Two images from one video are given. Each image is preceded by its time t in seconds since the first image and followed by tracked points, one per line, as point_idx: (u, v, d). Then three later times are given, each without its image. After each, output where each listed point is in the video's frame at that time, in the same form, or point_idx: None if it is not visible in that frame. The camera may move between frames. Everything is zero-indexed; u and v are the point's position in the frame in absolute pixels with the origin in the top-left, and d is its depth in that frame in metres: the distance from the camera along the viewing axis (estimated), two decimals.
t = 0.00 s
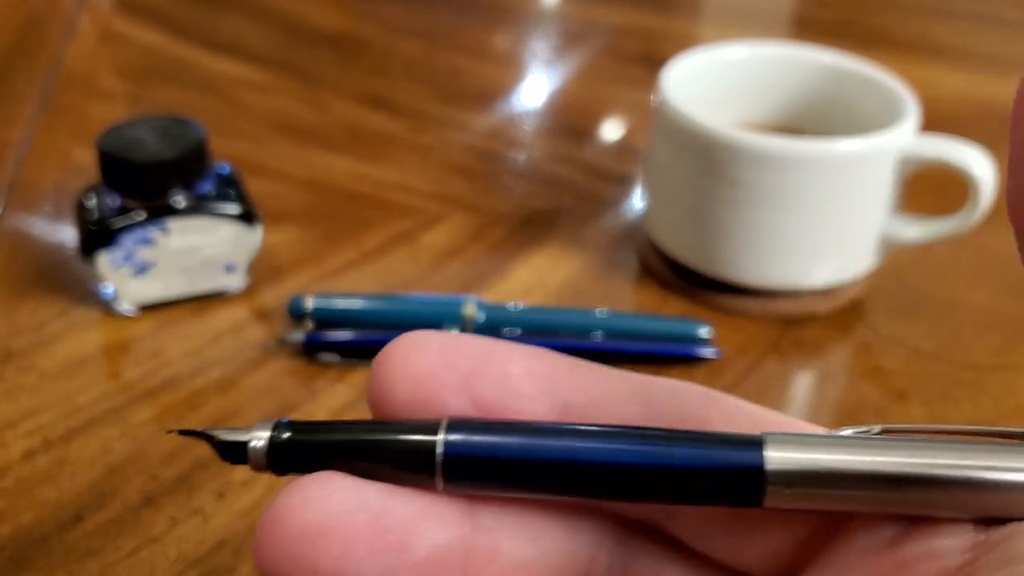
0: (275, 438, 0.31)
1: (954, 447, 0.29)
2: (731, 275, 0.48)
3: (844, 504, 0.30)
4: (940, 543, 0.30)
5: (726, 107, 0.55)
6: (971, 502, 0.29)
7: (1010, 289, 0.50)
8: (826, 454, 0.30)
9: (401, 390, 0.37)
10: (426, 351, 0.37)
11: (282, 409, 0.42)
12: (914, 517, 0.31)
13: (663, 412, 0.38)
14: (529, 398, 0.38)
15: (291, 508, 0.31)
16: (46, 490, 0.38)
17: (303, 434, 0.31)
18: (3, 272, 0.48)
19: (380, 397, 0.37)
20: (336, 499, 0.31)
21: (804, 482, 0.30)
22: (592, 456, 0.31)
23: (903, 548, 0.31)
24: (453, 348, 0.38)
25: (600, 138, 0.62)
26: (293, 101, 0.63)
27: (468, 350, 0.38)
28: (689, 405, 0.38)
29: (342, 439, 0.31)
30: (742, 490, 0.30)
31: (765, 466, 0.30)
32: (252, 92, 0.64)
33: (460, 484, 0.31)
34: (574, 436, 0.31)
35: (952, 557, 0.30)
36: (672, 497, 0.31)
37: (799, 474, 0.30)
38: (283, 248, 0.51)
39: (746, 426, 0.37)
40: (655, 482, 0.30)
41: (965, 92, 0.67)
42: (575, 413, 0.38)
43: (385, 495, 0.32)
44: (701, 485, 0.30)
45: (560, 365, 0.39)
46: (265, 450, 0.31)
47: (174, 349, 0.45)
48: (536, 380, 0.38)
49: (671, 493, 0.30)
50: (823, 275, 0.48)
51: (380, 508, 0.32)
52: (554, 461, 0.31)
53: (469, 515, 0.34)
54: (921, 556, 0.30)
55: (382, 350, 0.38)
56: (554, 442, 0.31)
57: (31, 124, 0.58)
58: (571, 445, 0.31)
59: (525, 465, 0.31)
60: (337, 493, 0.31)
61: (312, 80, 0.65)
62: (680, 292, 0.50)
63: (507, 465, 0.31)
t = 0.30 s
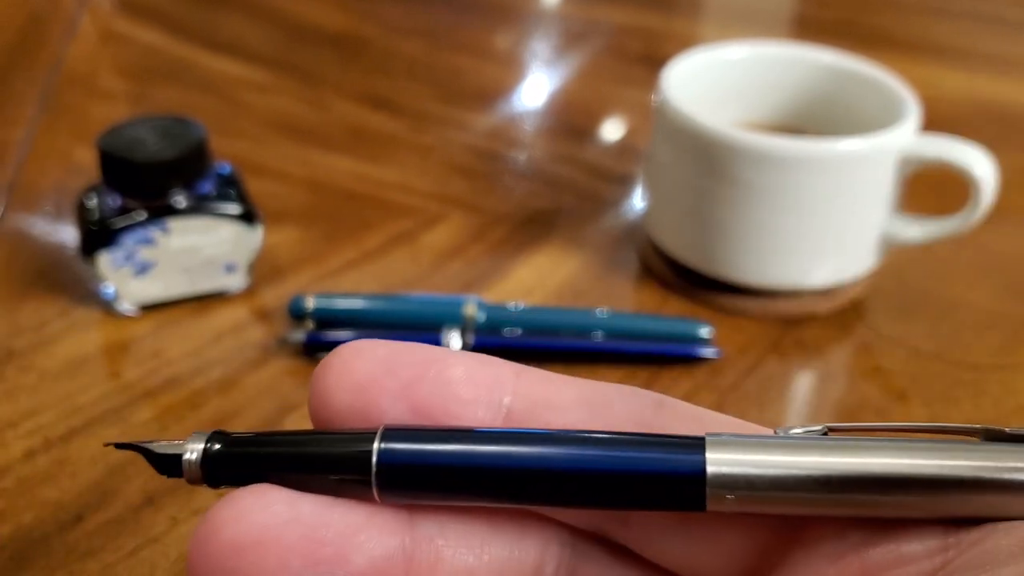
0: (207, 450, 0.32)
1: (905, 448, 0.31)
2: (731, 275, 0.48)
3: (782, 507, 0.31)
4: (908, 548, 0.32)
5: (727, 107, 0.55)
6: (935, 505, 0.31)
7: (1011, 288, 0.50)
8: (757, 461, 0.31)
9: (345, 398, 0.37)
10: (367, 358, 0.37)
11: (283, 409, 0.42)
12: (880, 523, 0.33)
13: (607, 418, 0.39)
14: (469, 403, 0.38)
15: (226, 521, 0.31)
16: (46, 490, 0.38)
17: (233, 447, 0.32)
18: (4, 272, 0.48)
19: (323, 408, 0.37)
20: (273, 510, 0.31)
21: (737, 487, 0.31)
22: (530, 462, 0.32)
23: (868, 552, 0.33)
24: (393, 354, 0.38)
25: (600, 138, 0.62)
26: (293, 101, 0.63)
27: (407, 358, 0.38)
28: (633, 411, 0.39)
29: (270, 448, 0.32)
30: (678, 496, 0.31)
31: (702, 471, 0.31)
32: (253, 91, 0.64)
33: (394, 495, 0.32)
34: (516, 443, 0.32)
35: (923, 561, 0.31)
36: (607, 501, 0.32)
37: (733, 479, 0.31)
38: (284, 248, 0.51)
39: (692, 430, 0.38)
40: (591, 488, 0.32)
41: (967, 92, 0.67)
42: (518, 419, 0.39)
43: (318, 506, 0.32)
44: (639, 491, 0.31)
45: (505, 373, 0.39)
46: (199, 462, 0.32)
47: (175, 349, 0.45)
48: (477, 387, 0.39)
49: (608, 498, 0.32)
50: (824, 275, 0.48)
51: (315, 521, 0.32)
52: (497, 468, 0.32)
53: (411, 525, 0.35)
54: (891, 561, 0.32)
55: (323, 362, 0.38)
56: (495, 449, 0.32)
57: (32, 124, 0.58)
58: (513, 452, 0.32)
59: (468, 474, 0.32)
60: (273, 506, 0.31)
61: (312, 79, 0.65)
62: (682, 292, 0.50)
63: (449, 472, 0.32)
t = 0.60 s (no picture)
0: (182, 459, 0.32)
1: (889, 452, 0.31)
2: (731, 275, 0.48)
3: (760, 512, 0.31)
4: (893, 552, 0.32)
5: (727, 107, 0.55)
6: (923, 509, 0.30)
7: (1012, 289, 0.50)
8: (732, 466, 0.31)
9: (321, 404, 0.37)
10: (341, 363, 0.37)
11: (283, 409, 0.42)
12: (865, 527, 0.33)
13: (587, 420, 0.39)
14: (445, 406, 0.38)
15: (206, 530, 0.31)
16: (46, 490, 0.38)
17: (207, 455, 0.32)
18: (5, 272, 0.48)
19: (300, 414, 0.37)
20: (251, 521, 0.32)
21: (713, 493, 0.31)
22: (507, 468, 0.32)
23: (853, 557, 0.33)
24: (367, 358, 0.38)
25: (601, 138, 0.62)
26: (293, 100, 0.63)
27: (382, 361, 0.38)
28: (614, 412, 0.39)
29: (242, 457, 0.32)
30: (655, 500, 0.31)
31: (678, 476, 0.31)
32: (253, 91, 0.64)
33: (370, 505, 0.33)
34: (490, 449, 0.32)
35: (910, 564, 0.32)
36: (585, 507, 0.32)
37: (709, 485, 0.31)
38: (284, 248, 0.51)
39: (673, 430, 0.38)
40: (567, 493, 0.32)
41: (969, 92, 0.67)
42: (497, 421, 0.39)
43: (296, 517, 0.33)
44: (625, 495, 0.32)
45: (483, 375, 0.39)
46: (174, 472, 0.32)
47: (175, 349, 0.45)
48: (453, 390, 0.38)
49: (586, 503, 0.32)
50: (824, 275, 0.48)
51: (292, 531, 0.33)
52: (472, 476, 0.32)
53: (389, 534, 0.35)
54: (878, 565, 0.33)
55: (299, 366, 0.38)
56: (469, 455, 0.32)
57: (32, 124, 0.58)
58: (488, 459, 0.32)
59: (449, 480, 0.32)
60: (249, 516, 0.32)
61: (312, 79, 0.65)
62: (682, 291, 0.50)
63: (425, 479, 0.32)
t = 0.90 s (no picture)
0: (255, 461, 0.33)
1: (893, 450, 0.31)
2: (731, 276, 0.48)
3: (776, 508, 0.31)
4: (895, 543, 0.32)
5: (727, 107, 0.55)
6: (921, 504, 0.30)
7: (1013, 288, 0.50)
8: (746, 464, 0.31)
9: (365, 416, 0.37)
10: (385, 375, 0.38)
11: (284, 408, 0.42)
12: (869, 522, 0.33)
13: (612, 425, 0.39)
14: (487, 414, 0.38)
15: (270, 531, 0.32)
16: (47, 489, 0.38)
17: (275, 457, 0.33)
18: (5, 272, 0.48)
19: (351, 425, 0.38)
20: (311, 519, 0.32)
21: (730, 490, 0.31)
22: (528, 470, 0.32)
23: (860, 548, 0.33)
24: (412, 373, 0.38)
25: (601, 138, 0.62)
26: (294, 100, 0.63)
27: (426, 374, 0.38)
28: (640, 417, 0.39)
29: (303, 462, 0.33)
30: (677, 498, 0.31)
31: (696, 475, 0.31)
32: (253, 91, 0.64)
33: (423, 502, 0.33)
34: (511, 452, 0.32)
35: (907, 556, 0.31)
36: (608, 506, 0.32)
37: (726, 482, 0.31)
38: (284, 248, 0.51)
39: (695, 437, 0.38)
40: (577, 494, 0.32)
41: (969, 92, 0.67)
42: (534, 427, 0.39)
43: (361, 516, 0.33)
44: (641, 490, 0.32)
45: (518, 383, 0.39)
46: (244, 475, 0.33)
47: (176, 349, 0.45)
48: (491, 397, 0.38)
49: (610, 503, 0.32)
50: (824, 275, 0.48)
51: (354, 526, 0.33)
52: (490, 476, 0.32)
53: (438, 527, 0.35)
54: (879, 557, 0.32)
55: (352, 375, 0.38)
56: (495, 457, 0.32)
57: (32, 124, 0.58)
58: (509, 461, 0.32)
59: (473, 481, 0.32)
60: (313, 514, 0.32)
61: (312, 79, 0.65)
62: (682, 292, 0.50)
63: (445, 478, 0.32)
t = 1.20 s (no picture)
0: (205, 472, 0.33)
1: (879, 455, 0.30)
2: (731, 275, 0.48)
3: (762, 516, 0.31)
4: (890, 552, 0.32)
5: (727, 107, 0.55)
6: (908, 512, 0.30)
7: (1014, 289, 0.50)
8: (732, 473, 0.31)
9: (329, 415, 0.37)
10: (350, 375, 0.38)
11: (284, 408, 0.42)
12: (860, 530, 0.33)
13: (587, 427, 0.39)
14: (455, 416, 0.39)
15: (228, 542, 0.32)
16: (47, 490, 0.38)
17: (226, 466, 0.33)
18: (5, 272, 0.48)
19: (311, 427, 0.37)
20: (270, 532, 0.32)
21: (716, 499, 0.31)
22: (513, 477, 0.32)
23: (851, 558, 0.33)
24: (377, 371, 0.38)
25: (601, 138, 0.62)
26: (294, 100, 0.63)
27: (390, 373, 0.38)
28: (619, 417, 0.39)
29: (260, 470, 0.33)
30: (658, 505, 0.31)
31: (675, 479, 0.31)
32: (253, 91, 0.64)
33: (383, 513, 0.33)
34: (491, 459, 0.32)
35: (901, 565, 0.31)
36: (593, 514, 0.32)
37: (711, 489, 0.31)
38: (285, 248, 0.51)
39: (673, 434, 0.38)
40: (554, 501, 0.32)
41: (970, 91, 0.67)
42: (505, 430, 0.39)
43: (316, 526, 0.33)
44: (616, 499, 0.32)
45: (489, 382, 0.39)
46: (195, 484, 0.32)
47: (176, 349, 0.45)
48: (459, 398, 0.39)
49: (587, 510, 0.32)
50: (825, 275, 0.48)
51: (309, 540, 0.33)
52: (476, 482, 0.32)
53: (402, 541, 0.35)
54: (875, 566, 0.32)
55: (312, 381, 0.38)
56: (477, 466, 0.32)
57: (32, 124, 0.58)
58: (497, 468, 0.32)
59: (453, 489, 0.32)
60: (269, 527, 0.33)
61: (312, 79, 0.65)
62: (682, 292, 0.50)
63: (430, 486, 0.32)
